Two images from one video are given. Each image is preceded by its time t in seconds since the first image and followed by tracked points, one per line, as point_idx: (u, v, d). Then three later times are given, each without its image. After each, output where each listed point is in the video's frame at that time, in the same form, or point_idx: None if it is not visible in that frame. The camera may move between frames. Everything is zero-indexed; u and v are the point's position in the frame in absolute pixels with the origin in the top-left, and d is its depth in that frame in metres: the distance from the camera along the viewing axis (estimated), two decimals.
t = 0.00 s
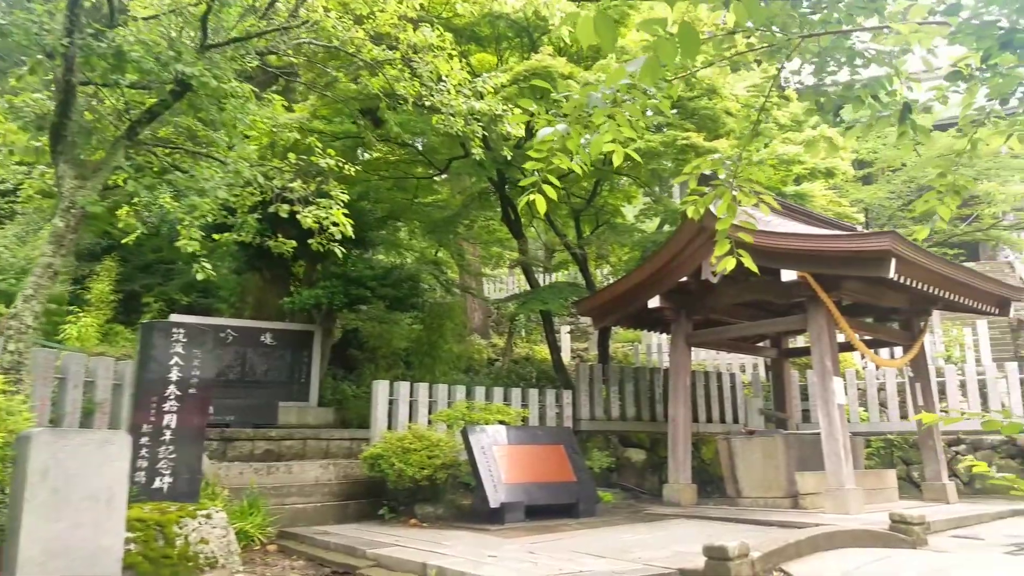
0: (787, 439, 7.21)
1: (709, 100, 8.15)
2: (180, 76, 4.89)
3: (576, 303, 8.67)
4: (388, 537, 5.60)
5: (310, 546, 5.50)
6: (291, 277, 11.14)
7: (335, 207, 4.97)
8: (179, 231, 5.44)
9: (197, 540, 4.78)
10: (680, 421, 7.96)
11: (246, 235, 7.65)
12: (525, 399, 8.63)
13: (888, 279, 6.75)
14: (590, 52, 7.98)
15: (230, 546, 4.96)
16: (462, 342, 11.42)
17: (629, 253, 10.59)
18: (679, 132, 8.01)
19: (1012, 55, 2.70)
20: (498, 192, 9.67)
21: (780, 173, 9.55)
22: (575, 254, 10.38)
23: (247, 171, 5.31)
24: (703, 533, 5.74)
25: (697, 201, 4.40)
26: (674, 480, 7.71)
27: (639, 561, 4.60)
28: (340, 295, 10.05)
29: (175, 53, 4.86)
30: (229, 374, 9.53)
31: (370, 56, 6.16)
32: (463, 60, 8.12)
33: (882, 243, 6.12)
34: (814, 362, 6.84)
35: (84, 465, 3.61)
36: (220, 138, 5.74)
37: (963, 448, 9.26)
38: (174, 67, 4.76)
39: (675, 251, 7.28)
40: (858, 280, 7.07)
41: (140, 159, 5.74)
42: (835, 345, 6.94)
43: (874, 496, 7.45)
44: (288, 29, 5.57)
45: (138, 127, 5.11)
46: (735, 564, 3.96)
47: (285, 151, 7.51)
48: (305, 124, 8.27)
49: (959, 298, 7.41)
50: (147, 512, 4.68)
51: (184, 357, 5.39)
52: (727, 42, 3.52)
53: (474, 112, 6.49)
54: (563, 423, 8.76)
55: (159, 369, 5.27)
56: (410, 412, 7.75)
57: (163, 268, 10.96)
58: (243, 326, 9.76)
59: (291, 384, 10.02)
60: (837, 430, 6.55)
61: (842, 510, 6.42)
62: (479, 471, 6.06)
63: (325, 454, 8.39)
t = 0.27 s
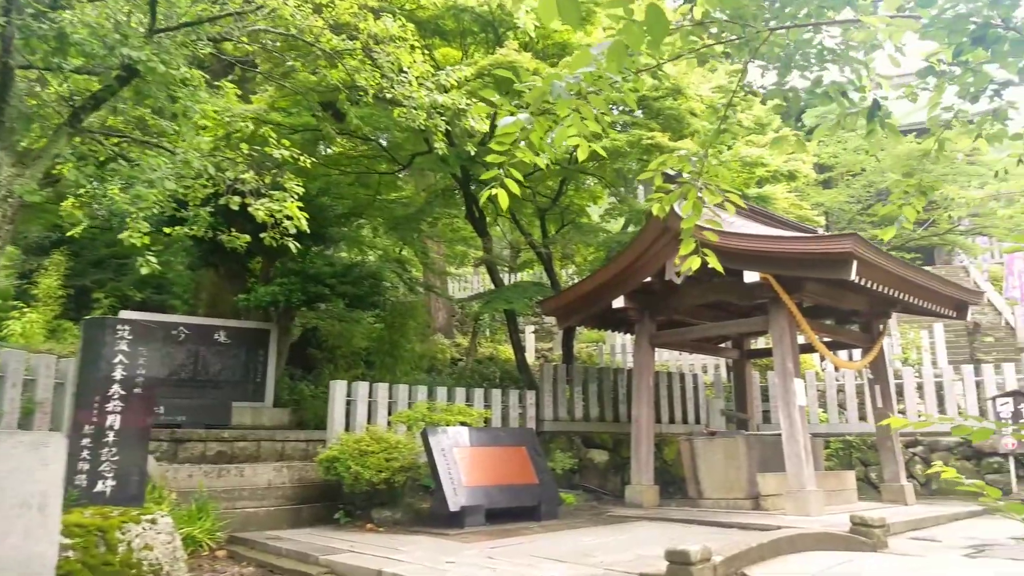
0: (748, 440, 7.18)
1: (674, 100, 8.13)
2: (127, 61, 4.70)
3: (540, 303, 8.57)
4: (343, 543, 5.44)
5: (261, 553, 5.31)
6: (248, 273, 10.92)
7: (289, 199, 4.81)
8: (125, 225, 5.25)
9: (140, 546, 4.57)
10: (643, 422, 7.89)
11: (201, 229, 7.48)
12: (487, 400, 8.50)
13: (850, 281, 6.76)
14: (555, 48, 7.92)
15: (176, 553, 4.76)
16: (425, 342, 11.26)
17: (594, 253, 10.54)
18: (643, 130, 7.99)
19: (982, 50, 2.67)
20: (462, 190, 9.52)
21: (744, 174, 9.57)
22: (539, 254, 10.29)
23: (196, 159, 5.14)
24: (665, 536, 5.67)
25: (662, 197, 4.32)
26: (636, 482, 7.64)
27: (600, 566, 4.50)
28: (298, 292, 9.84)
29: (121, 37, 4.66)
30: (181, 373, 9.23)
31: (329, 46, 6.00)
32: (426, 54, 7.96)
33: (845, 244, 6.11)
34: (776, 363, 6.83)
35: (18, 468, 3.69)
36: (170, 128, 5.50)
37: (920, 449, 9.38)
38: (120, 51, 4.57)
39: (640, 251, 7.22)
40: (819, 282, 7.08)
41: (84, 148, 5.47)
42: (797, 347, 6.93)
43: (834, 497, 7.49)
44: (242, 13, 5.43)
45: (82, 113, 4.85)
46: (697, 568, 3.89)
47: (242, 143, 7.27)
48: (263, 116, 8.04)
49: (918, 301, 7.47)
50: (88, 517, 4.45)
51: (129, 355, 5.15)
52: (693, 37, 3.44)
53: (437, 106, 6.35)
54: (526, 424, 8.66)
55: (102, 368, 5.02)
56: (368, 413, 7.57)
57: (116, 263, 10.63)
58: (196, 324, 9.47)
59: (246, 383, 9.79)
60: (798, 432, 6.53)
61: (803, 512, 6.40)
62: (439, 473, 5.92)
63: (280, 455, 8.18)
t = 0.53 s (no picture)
0: (708, 439, 7.15)
1: (638, 97, 8.12)
2: (68, 40, 4.54)
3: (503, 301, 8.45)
4: (293, 547, 5.28)
5: (206, 558, 5.13)
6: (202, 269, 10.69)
7: (238, 186, 4.66)
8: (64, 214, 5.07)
9: (78, 550, 4.35)
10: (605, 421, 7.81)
11: (151, 221, 7.30)
12: (448, 399, 8.36)
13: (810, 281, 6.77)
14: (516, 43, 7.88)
15: (116, 557, 4.56)
16: (385, 340, 11.10)
17: (558, 252, 10.48)
18: (606, 127, 7.97)
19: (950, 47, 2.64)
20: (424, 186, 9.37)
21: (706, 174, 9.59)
22: (501, 252, 10.18)
23: (140, 144, 5.04)
24: (625, 536, 5.60)
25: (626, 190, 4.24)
26: (597, 482, 7.56)
27: (559, 568, 4.41)
28: (251, 288, 9.62)
29: (61, 13, 4.46)
30: (130, 372, 8.93)
31: (286, 32, 5.87)
32: (388, 46, 7.81)
33: (806, 245, 6.10)
34: (736, 363, 6.81)
35: None
36: (115, 113, 5.25)
37: (876, 449, 9.49)
38: (59, 28, 4.38)
39: (603, 249, 7.15)
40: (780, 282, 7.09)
41: (21, 132, 5.31)
42: (757, 347, 6.93)
43: (792, 497, 7.51)
44: None
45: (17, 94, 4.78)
46: (657, 569, 3.81)
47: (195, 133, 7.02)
48: (218, 105, 7.79)
49: (877, 302, 7.52)
50: (21, 520, 4.22)
51: (69, 351, 4.88)
52: (656, 26, 3.37)
53: (397, 97, 6.22)
54: (487, 424, 8.54)
55: (40, 368, 4.77)
56: (324, 413, 7.39)
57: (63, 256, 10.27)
58: (145, 320, 9.18)
59: (197, 382, 9.54)
60: (758, 431, 6.51)
61: (762, 511, 6.38)
62: (395, 475, 5.77)
63: (233, 455, 7.96)
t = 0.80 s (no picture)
0: (677, 438, 7.05)
1: (609, 92, 8.03)
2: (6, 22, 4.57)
3: (471, 297, 8.28)
4: (249, 552, 5.08)
5: (156, 563, 4.91)
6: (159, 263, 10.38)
7: (189, 174, 4.50)
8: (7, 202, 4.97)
9: (17, 557, 4.12)
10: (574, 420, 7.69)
11: (105, 211, 7.16)
12: (414, 398, 8.17)
13: (780, 280, 6.71)
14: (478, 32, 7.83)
15: (57, 563, 4.33)
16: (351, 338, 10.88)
17: (528, 250, 10.34)
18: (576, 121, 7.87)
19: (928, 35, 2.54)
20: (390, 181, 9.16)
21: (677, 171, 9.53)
22: (470, 248, 10.02)
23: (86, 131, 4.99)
24: (592, 538, 5.48)
25: (595, 181, 4.13)
26: (565, 482, 7.43)
27: (522, 572, 4.27)
28: (211, 284, 9.34)
29: None
30: (84, 369, 8.61)
31: (245, 17, 5.71)
32: (353, 34, 7.63)
33: (776, 243, 6.02)
34: (706, 362, 6.72)
35: None
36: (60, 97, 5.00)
37: (844, 448, 9.51)
38: None
39: (573, 246, 7.02)
40: (749, 280, 7.03)
41: None
42: (727, 345, 6.85)
43: (761, 496, 7.46)
44: None
45: None
46: (623, 574, 3.69)
47: (151, 120, 6.75)
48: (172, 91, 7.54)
49: (846, 302, 7.49)
50: None
51: (9, 346, 4.63)
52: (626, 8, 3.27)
53: (360, 85, 6.07)
54: (454, 423, 8.38)
55: None
56: (284, 413, 7.19)
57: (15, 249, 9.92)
58: (100, 315, 8.86)
59: (155, 380, 9.25)
60: (727, 430, 6.43)
61: (731, 511, 6.30)
62: (356, 476, 5.58)
63: (191, 456, 7.71)
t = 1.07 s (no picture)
0: (654, 438, 6.94)
1: (586, 87, 7.94)
2: None
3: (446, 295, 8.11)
4: (210, 557, 4.89)
5: (112, 568, 4.71)
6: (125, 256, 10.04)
7: (144, 164, 4.49)
8: None
9: None
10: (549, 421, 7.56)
11: (65, 203, 6.96)
12: (387, 398, 8.00)
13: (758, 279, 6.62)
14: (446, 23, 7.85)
15: (5, 569, 4.12)
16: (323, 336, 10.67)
17: (505, 248, 10.21)
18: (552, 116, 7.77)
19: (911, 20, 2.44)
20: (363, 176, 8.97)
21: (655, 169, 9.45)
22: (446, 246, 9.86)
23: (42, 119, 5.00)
24: (566, 542, 5.35)
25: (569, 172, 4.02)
26: (541, 483, 7.28)
27: None
28: (177, 280, 9.10)
29: None
30: (45, 367, 8.35)
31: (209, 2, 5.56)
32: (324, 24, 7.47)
33: (755, 243, 5.91)
34: (682, 361, 6.62)
35: None
36: (13, 82, 4.94)
37: (820, 449, 9.49)
38: None
39: (550, 242, 6.88)
40: (726, 280, 6.93)
41: None
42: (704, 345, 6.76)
43: (737, 497, 7.38)
44: None
45: None
46: None
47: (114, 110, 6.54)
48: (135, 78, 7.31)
49: (823, 303, 7.43)
50: None
51: None
52: None
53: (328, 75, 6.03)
54: (427, 424, 8.22)
55: None
56: (252, 414, 7.02)
57: None
58: (63, 311, 8.59)
59: (120, 378, 8.99)
60: (704, 430, 6.34)
61: (707, 513, 6.20)
62: (324, 479, 5.40)
63: (155, 457, 7.49)
